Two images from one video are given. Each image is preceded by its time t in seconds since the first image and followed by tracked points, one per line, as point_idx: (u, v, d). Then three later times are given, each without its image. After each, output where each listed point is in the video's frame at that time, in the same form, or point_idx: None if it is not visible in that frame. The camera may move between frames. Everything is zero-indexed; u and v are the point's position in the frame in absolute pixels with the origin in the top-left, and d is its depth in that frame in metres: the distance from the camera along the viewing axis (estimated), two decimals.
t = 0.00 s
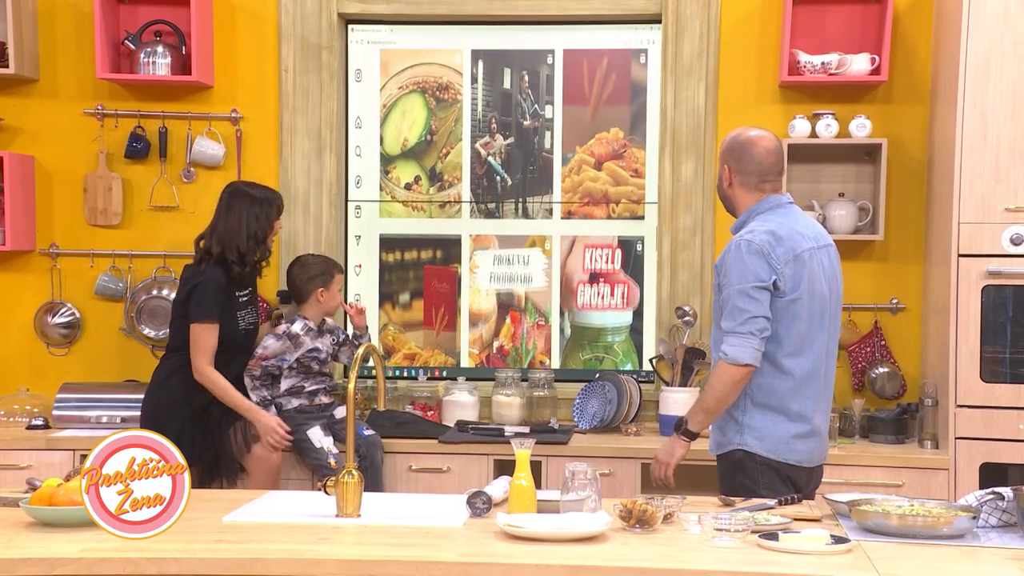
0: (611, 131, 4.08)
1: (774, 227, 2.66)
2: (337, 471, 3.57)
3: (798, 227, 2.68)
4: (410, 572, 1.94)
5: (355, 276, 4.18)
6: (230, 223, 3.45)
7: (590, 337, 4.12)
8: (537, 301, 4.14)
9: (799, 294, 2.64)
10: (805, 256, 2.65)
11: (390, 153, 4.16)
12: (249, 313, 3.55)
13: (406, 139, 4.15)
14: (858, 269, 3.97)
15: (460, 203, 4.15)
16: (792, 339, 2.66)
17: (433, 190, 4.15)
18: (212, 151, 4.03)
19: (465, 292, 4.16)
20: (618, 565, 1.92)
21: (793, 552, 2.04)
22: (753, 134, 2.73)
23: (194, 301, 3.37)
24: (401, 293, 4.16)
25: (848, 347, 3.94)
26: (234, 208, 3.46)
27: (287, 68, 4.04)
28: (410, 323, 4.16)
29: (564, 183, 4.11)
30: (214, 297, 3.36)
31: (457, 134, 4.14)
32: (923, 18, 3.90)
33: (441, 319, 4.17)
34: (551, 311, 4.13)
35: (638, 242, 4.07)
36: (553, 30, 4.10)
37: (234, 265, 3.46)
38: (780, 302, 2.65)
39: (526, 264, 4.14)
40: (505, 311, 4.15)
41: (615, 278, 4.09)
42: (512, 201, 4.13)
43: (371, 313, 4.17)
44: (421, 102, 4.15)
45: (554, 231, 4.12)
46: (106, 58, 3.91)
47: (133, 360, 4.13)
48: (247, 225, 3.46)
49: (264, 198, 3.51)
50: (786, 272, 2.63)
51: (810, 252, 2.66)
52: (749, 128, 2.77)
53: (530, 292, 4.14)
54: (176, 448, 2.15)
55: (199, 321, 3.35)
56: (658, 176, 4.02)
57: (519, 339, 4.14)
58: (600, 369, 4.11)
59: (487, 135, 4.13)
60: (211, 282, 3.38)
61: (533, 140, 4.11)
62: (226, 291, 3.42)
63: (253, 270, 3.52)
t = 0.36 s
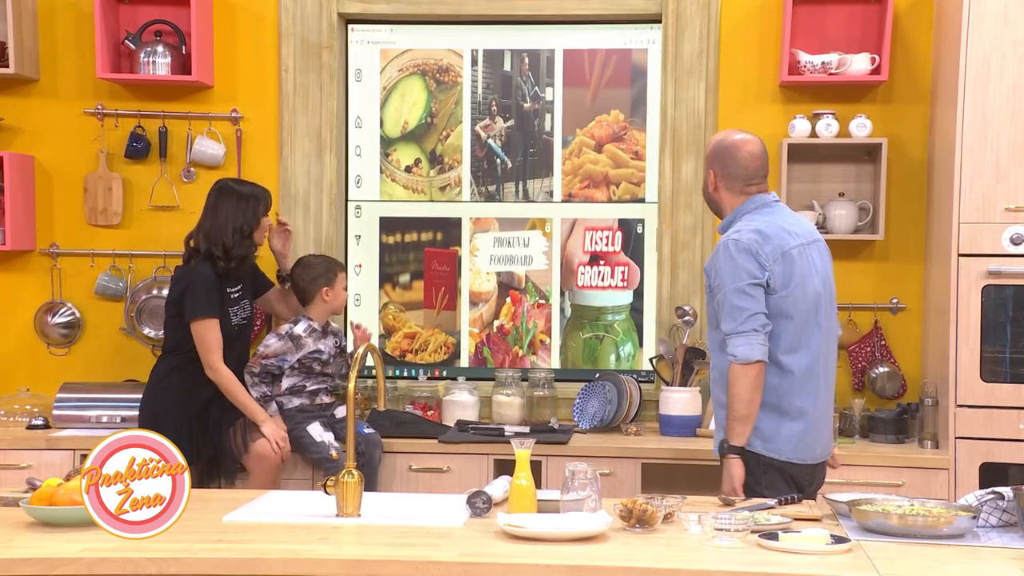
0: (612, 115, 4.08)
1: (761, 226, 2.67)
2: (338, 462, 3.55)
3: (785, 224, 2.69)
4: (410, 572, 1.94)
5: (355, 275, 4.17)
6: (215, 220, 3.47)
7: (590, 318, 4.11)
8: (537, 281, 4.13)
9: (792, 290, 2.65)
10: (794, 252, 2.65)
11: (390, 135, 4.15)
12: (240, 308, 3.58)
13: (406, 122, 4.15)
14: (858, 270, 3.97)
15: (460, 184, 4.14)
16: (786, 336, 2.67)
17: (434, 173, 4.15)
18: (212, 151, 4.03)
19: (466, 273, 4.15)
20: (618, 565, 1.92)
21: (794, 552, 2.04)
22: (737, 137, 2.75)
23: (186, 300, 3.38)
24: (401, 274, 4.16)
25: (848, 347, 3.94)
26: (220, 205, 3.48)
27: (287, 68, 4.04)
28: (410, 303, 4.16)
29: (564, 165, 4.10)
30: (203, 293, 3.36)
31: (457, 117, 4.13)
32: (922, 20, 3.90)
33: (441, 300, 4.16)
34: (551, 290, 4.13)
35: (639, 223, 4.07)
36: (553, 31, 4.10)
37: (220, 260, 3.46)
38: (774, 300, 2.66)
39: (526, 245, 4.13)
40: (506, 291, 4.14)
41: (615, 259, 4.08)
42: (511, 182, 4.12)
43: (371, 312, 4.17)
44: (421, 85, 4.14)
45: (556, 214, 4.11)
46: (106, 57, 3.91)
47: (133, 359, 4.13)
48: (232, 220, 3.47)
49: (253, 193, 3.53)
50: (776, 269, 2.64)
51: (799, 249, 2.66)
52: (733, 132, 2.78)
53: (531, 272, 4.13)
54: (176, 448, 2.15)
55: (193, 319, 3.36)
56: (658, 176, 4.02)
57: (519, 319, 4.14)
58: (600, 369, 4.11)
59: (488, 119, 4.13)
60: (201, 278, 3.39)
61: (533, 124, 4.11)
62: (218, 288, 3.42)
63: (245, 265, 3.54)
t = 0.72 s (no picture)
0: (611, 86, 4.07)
1: (750, 228, 2.66)
2: (339, 453, 3.56)
3: (774, 225, 2.69)
4: (410, 571, 1.94)
5: (355, 274, 4.17)
6: (218, 220, 3.48)
7: (590, 292, 4.10)
8: (537, 255, 4.12)
9: (782, 291, 2.65)
10: (784, 253, 2.65)
11: (390, 109, 4.15)
12: (240, 308, 3.56)
13: (406, 96, 4.14)
14: (858, 268, 3.97)
15: (460, 158, 4.14)
16: (778, 335, 2.67)
17: (433, 147, 4.14)
18: (212, 150, 4.03)
19: (465, 246, 4.15)
20: (618, 564, 1.92)
21: (794, 551, 2.04)
22: (717, 144, 2.74)
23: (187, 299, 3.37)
24: (401, 248, 4.16)
25: (848, 345, 3.94)
26: (221, 205, 3.50)
27: (287, 66, 4.04)
28: (410, 277, 4.16)
29: (564, 138, 4.10)
30: (204, 291, 3.35)
31: (457, 90, 4.13)
32: (920, 22, 3.91)
33: (441, 274, 4.16)
34: (551, 264, 4.12)
35: (639, 195, 4.07)
36: (554, 28, 4.10)
37: (223, 259, 3.46)
38: (764, 301, 2.66)
39: (526, 219, 4.12)
40: (506, 265, 4.14)
41: (615, 232, 4.08)
42: (512, 156, 4.12)
43: (370, 310, 4.16)
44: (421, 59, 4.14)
45: (555, 186, 4.10)
46: (106, 56, 3.91)
47: (133, 358, 4.13)
48: (235, 219, 3.48)
49: (253, 193, 3.55)
50: (766, 271, 2.64)
51: (789, 249, 2.66)
52: (714, 138, 2.77)
53: (530, 248, 4.12)
54: (176, 448, 2.15)
55: (196, 317, 3.34)
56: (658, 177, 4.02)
57: (519, 293, 4.14)
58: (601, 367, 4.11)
59: (487, 91, 4.13)
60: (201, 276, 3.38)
61: (533, 97, 4.10)
62: (219, 285, 3.42)
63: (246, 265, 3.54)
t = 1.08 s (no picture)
0: (612, 68, 4.07)
1: (756, 224, 2.70)
2: (339, 455, 3.57)
3: (778, 224, 2.72)
4: (409, 570, 1.94)
5: (355, 274, 4.17)
6: (228, 221, 3.45)
7: (590, 274, 4.11)
8: (537, 238, 4.13)
9: (778, 289, 2.68)
10: (785, 253, 2.69)
11: (389, 91, 4.14)
12: (246, 309, 3.56)
13: (406, 79, 4.14)
14: (858, 268, 3.97)
15: (460, 141, 4.14)
16: (766, 333, 2.70)
17: (433, 129, 4.14)
18: (212, 149, 4.03)
19: (465, 228, 4.15)
20: (618, 564, 1.92)
21: (793, 551, 2.04)
22: (726, 139, 2.80)
23: (191, 299, 3.36)
24: (401, 231, 4.15)
25: (848, 344, 3.94)
26: (232, 206, 3.47)
27: (286, 66, 4.04)
28: (410, 259, 4.15)
29: (564, 121, 4.10)
30: (209, 291, 3.34)
31: (457, 71, 4.13)
32: (921, 21, 3.91)
33: (441, 256, 4.16)
34: (551, 248, 4.12)
35: (639, 178, 4.07)
36: (555, 28, 4.10)
37: (232, 262, 3.45)
38: (760, 297, 2.69)
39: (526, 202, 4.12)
40: (505, 249, 4.14)
41: (615, 215, 4.08)
42: (512, 138, 4.12)
43: (371, 310, 4.16)
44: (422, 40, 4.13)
45: (555, 169, 4.10)
46: (106, 56, 3.90)
47: (133, 357, 4.13)
48: (245, 223, 3.46)
49: (265, 195, 3.52)
50: (766, 268, 2.67)
51: (790, 250, 2.70)
52: (723, 132, 2.84)
53: (530, 231, 4.13)
54: (176, 448, 2.15)
55: (199, 318, 3.33)
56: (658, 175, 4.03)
57: (519, 277, 4.14)
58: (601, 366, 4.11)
59: (487, 74, 4.12)
60: (208, 277, 3.36)
61: (533, 79, 4.10)
62: (224, 287, 3.41)
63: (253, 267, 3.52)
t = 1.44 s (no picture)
0: (612, 52, 4.07)
1: (701, 236, 2.77)
2: (338, 458, 3.59)
3: (722, 236, 2.80)
4: (410, 570, 1.94)
5: (355, 273, 4.17)
6: (239, 224, 3.42)
7: (591, 256, 4.11)
8: (537, 221, 4.13)
9: (723, 299, 2.77)
10: (728, 264, 2.77)
11: (389, 74, 4.14)
12: (251, 312, 3.58)
13: (406, 61, 4.14)
14: (858, 268, 3.97)
15: (460, 123, 4.14)
16: (715, 337, 2.79)
17: (433, 113, 4.14)
18: (212, 149, 4.03)
19: (466, 213, 4.15)
20: (618, 564, 1.92)
21: (793, 551, 2.04)
22: (669, 148, 2.84)
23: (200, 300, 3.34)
24: (401, 214, 4.15)
25: (848, 344, 3.94)
26: (243, 209, 3.43)
27: (287, 66, 4.04)
28: (410, 243, 4.15)
29: (564, 104, 4.10)
30: (217, 291, 3.32)
31: (458, 55, 4.13)
32: (921, 19, 3.91)
33: (441, 240, 4.16)
34: (551, 230, 4.12)
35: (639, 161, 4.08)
36: (555, 27, 4.10)
37: (244, 267, 3.46)
38: (706, 306, 2.77)
39: (527, 184, 4.12)
40: (506, 231, 4.14)
41: (615, 197, 4.10)
42: (511, 121, 4.12)
43: (371, 309, 4.16)
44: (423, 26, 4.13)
45: (555, 152, 4.11)
46: (106, 55, 3.90)
47: (133, 357, 4.13)
48: (256, 227, 3.43)
49: (274, 200, 3.49)
50: (712, 279, 2.75)
51: (733, 261, 2.78)
52: (665, 142, 2.89)
53: (531, 214, 4.13)
54: (176, 448, 2.15)
55: (206, 319, 3.31)
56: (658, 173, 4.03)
57: (519, 259, 4.14)
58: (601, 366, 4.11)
59: (487, 57, 4.12)
60: (216, 280, 3.33)
61: (533, 61, 4.10)
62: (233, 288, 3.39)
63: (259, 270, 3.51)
